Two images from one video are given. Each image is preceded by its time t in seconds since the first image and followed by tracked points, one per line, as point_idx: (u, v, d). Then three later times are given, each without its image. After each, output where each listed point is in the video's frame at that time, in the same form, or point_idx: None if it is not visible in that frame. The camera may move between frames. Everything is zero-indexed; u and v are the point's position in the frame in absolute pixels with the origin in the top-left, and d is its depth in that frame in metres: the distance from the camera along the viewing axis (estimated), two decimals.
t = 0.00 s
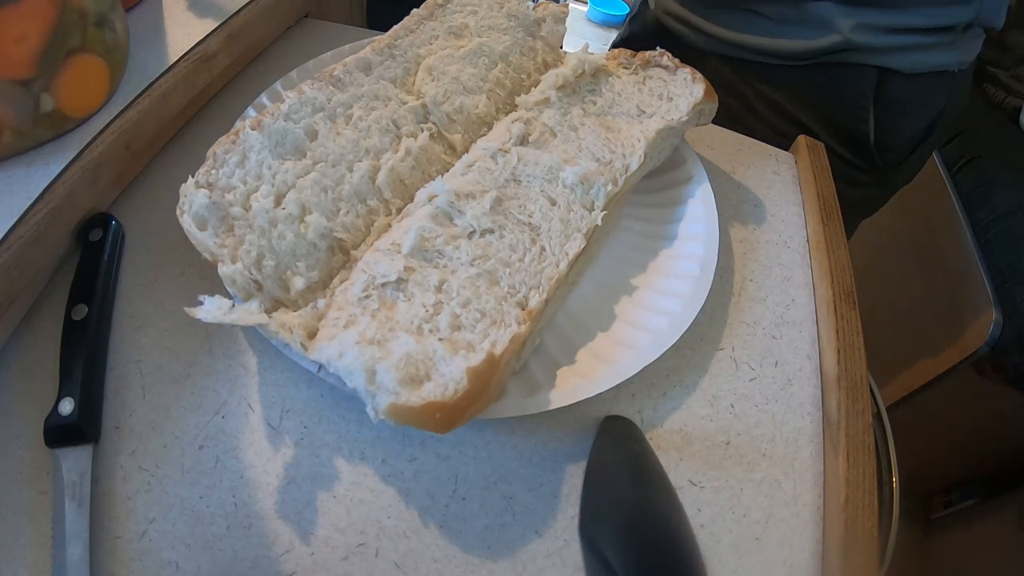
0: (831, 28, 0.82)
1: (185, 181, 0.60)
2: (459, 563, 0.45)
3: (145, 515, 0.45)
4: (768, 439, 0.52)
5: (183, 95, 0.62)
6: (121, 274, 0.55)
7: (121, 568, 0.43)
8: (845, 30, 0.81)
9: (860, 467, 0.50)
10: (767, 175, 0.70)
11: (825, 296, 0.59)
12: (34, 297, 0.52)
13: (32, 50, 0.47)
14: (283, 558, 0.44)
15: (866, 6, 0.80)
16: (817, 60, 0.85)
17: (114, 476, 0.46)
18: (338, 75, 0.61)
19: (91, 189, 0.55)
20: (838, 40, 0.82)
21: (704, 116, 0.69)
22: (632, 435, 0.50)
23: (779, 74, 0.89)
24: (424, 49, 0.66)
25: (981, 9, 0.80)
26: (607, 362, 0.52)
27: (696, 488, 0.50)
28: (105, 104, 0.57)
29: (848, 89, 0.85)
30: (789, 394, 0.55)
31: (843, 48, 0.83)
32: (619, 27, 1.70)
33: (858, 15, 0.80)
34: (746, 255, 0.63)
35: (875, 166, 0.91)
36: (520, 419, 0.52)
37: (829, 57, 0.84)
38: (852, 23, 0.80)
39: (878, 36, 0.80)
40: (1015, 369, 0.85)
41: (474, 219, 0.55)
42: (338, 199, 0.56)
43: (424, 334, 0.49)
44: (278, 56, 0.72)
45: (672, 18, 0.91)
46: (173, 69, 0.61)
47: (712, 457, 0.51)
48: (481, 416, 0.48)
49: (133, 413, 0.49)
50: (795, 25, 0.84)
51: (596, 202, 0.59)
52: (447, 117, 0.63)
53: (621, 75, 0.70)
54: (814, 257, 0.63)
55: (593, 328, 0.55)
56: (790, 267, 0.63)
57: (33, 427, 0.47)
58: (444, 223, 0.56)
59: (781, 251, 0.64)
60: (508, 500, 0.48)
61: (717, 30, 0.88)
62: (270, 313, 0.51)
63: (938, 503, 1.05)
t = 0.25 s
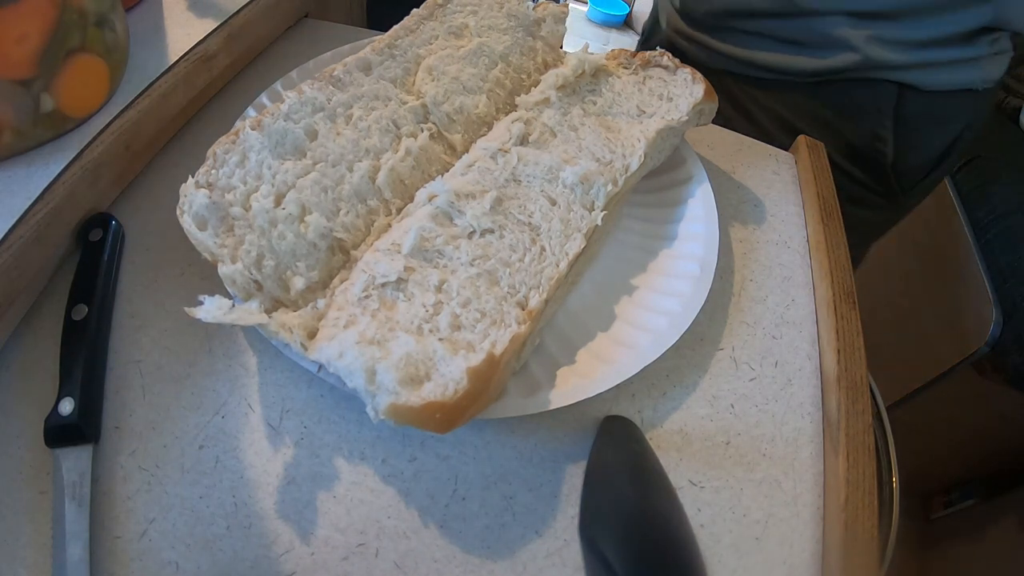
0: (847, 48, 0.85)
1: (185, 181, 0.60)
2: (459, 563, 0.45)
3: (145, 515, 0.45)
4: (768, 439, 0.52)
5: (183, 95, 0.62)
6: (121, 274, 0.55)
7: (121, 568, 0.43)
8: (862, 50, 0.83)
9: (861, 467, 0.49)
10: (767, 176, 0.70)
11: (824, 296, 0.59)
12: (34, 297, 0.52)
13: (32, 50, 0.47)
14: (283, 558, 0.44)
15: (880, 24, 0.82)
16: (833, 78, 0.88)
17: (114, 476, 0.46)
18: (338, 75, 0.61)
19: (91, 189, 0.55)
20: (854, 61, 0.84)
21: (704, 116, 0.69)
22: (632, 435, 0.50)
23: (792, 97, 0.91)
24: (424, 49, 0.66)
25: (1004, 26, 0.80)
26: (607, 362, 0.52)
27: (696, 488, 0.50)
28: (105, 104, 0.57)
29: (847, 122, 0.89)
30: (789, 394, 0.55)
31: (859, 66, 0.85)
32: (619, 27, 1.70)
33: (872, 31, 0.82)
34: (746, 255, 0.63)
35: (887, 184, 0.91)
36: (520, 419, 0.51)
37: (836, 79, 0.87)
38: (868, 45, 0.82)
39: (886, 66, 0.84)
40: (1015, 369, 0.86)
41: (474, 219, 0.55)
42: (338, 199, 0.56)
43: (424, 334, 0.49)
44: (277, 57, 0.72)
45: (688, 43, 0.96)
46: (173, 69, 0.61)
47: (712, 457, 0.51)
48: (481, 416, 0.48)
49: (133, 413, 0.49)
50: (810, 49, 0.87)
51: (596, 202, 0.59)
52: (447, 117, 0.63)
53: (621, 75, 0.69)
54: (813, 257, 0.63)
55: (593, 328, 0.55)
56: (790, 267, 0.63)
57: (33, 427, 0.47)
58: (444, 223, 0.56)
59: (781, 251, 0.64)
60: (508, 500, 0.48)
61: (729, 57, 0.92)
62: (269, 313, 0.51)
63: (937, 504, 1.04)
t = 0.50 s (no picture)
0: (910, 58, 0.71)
1: (185, 181, 0.60)
2: (459, 563, 0.45)
3: (145, 515, 0.45)
4: (768, 439, 0.52)
5: (183, 95, 0.62)
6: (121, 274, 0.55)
7: (121, 568, 0.43)
8: (879, 95, 0.74)
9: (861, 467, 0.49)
10: (767, 176, 0.70)
11: (825, 295, 0.59)
12: (34, 297, 0.52)
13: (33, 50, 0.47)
14: (283, 558, 0.44)
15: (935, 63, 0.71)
16: (848, 124, 0.79)
17: (114, 476, 0.46)
18: (338, 75, 0.61)
19: (91, 190, 0.54)
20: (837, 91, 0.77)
21: (704, 116, 0.69)
22: (632, 435, 0.50)
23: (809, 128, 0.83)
24: (424, 49, 0.66)
25: None
26: (607, 362, 0.52)
27: (696, 488, 0.50)
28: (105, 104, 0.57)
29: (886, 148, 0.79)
30: (789, 393, 0.55)
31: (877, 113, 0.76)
32: (619, 27, 1.69)
33: (892, 76, 0.73)
34: (746, 255, 0.63)
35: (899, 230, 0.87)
36: (520, 419, 0.51)
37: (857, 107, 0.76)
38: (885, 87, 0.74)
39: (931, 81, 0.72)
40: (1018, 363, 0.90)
41: (474, 219, 0.55)
42: (339, 199, 0.56)
43: (424, 334, 0.49)
44: (277, 56, 0.72)
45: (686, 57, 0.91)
46: (173, 69, 0.61)
47: (712, 457, 0.51)
48: (481, 416, 0.48)
49: (133, 413, 0.49)
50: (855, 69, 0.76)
51: (596, 202, 0.59)
52: (447, 117, 0.63)
53: (621, 75, 0.69)
54: (813, 257, 0.63)
55: (593, 328, 0.55)
56: (790, 267, 0.63)
57: (33, 427, 0.47)
58: (444, 223, 0.56)
59: (781, 251, 0.64)
60: (508, 500, 0.48)
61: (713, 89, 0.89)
62: (269, 313, 0.51)
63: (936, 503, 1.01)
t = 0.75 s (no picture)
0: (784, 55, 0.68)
1: (185, 181, 0.60)
2: (459, 563, 0.45)
3: (145, 515, 0.45)
4: (768, 439, 0.52)
5: (183, 95, 0.61)
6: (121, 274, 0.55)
7: (121, 568, 0.43)
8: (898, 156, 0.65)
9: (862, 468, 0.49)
10: (766, 176, 0.70)
11: (825, 295, 0.59)
12: (34, 297, 0.52)
13: (32, 50, 0.48)
14: (283, 558, 0.44)
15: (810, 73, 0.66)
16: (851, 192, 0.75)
17: (114, 476, 0.46)
18: (338, 75, 0.61)
19: (91, 190, 0.54)
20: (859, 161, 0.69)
21: (705, 116, 0.69)
22: (633, 436, 0.50)
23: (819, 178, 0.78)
24: (424, 49, 0.66)
25: None
26: (606, 362, 0.52)
27: (696, 488, 0.50)
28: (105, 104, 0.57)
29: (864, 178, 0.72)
30: (789, 393, 0.55)
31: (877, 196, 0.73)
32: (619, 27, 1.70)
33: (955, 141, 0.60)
34: (746, 255, 0.63)
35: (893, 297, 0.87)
36: (521, 419, 0.51)
37: (790, 105, 0.73)
38: (873, 153, 0.67)
39: (822, 125, 0.71)
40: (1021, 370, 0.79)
41: (474, 219, 0.55)
42: (339, 199, 0.56)
43: (423, 334, 0.50)
44: (277, 57, 0.72)
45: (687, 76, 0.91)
46: (173, 69, 0.60)
47: (712, 457, 0.51)
48: (481, 416, 0.48)
49: (133, 413, 0.49)
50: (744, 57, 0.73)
51: (596, 202, 0.59)
52: (447, 117, 0.63)
53: (620, 75, 0.68)
54: (814, 257, 0.63)
55: (593, 328, 0.55)
56: (790, 267, 0.63)
57: (33, 427, 0.47)
58: (444, 223, 0.56)
59: (780, 251, 0.64)
60: (508, 500, 0.48)
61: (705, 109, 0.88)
62: (270, 313, 0.51)
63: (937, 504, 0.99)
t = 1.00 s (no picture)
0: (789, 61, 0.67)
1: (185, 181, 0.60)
2: (459, 563, 0.45)
3: (145, 515, 0.45)
4: (768, 439, 0.52)
5: (183, 95, 0.61)
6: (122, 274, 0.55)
7: (121, 568, 0.43)
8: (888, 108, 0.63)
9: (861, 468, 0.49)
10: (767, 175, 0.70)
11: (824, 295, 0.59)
12: (34, 297, 0.52)
13: (31, 50, 0.48)
14: (283, 558, 0.44)
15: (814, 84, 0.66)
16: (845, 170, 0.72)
17: (114, 475, 0.46)
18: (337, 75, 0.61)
19: (91, 190, 0.54)
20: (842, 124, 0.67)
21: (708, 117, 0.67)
22: (633, 436, 0.50)
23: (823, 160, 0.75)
24: (424, 49, 0.66)
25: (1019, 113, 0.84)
26: (606, 362, 0.52)
27: (695, 488, 0.50)
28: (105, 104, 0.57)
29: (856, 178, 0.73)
30: (789, 393, 0.55)
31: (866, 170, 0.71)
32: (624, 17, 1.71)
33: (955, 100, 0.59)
34: (747, 255, 0.63)
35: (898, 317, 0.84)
36: (521, 419, 0.51)
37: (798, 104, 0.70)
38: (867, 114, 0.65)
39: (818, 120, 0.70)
40: None
41: (474, 219, 0.55)
42: (338, 198, 0.56)
43: (423, 334, 0.50)
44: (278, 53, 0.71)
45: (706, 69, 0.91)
46: (173, 69, 0.61)
47: (712, 457, 0.51)
48: (481, 416, 0.49)
49: (133, 413, 0.49)
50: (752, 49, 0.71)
51: (596, 202, 0.59)
52: (447, 117, 0.62)
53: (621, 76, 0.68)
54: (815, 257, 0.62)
55: (593, 327, 0.55)
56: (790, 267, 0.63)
57: (33, 428, 0.47)
58: (444, 223, 0.56)
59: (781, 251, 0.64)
60: (508, 500, 0.48)
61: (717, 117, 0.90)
62: (269, 313, 0.52)
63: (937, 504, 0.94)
